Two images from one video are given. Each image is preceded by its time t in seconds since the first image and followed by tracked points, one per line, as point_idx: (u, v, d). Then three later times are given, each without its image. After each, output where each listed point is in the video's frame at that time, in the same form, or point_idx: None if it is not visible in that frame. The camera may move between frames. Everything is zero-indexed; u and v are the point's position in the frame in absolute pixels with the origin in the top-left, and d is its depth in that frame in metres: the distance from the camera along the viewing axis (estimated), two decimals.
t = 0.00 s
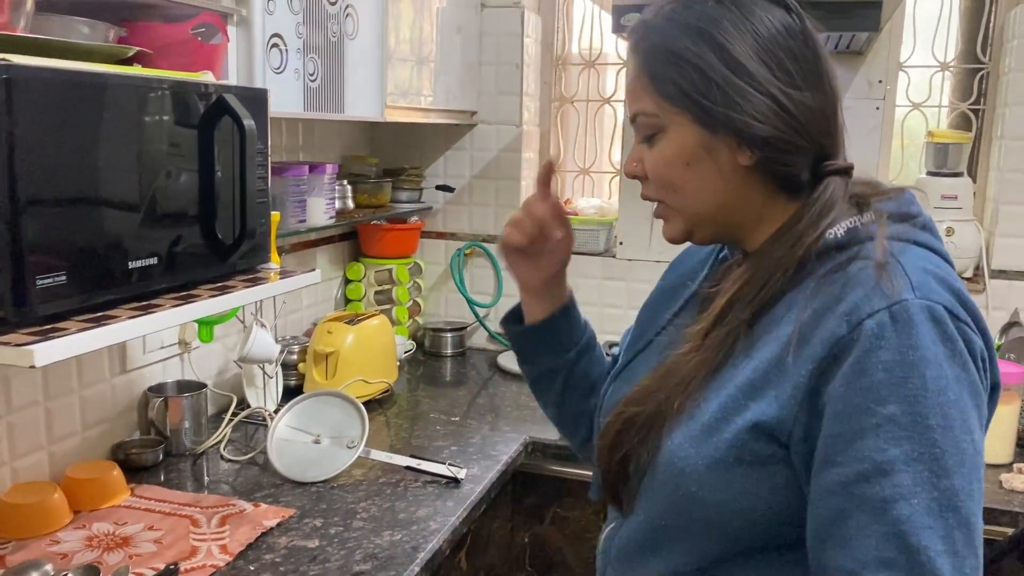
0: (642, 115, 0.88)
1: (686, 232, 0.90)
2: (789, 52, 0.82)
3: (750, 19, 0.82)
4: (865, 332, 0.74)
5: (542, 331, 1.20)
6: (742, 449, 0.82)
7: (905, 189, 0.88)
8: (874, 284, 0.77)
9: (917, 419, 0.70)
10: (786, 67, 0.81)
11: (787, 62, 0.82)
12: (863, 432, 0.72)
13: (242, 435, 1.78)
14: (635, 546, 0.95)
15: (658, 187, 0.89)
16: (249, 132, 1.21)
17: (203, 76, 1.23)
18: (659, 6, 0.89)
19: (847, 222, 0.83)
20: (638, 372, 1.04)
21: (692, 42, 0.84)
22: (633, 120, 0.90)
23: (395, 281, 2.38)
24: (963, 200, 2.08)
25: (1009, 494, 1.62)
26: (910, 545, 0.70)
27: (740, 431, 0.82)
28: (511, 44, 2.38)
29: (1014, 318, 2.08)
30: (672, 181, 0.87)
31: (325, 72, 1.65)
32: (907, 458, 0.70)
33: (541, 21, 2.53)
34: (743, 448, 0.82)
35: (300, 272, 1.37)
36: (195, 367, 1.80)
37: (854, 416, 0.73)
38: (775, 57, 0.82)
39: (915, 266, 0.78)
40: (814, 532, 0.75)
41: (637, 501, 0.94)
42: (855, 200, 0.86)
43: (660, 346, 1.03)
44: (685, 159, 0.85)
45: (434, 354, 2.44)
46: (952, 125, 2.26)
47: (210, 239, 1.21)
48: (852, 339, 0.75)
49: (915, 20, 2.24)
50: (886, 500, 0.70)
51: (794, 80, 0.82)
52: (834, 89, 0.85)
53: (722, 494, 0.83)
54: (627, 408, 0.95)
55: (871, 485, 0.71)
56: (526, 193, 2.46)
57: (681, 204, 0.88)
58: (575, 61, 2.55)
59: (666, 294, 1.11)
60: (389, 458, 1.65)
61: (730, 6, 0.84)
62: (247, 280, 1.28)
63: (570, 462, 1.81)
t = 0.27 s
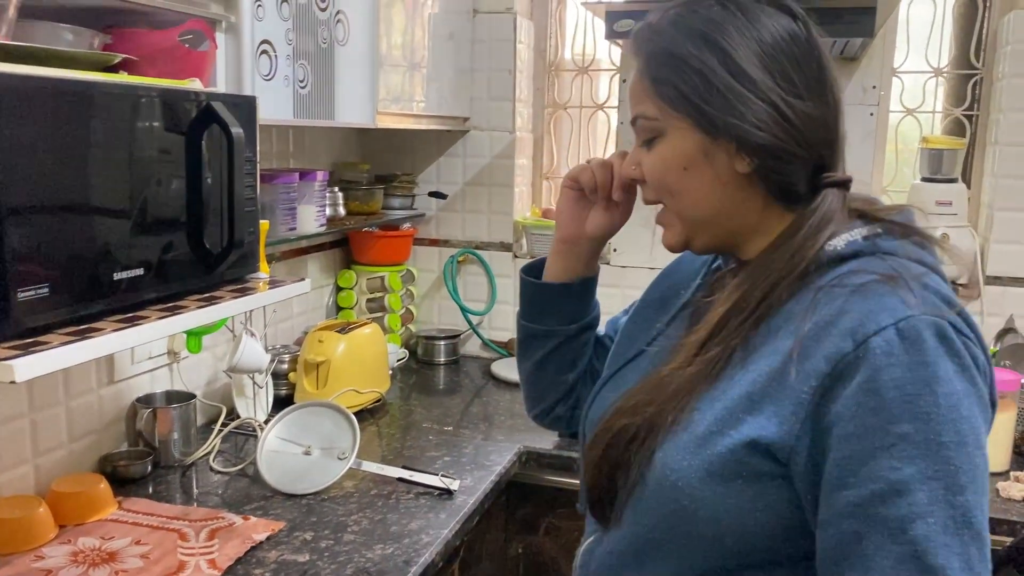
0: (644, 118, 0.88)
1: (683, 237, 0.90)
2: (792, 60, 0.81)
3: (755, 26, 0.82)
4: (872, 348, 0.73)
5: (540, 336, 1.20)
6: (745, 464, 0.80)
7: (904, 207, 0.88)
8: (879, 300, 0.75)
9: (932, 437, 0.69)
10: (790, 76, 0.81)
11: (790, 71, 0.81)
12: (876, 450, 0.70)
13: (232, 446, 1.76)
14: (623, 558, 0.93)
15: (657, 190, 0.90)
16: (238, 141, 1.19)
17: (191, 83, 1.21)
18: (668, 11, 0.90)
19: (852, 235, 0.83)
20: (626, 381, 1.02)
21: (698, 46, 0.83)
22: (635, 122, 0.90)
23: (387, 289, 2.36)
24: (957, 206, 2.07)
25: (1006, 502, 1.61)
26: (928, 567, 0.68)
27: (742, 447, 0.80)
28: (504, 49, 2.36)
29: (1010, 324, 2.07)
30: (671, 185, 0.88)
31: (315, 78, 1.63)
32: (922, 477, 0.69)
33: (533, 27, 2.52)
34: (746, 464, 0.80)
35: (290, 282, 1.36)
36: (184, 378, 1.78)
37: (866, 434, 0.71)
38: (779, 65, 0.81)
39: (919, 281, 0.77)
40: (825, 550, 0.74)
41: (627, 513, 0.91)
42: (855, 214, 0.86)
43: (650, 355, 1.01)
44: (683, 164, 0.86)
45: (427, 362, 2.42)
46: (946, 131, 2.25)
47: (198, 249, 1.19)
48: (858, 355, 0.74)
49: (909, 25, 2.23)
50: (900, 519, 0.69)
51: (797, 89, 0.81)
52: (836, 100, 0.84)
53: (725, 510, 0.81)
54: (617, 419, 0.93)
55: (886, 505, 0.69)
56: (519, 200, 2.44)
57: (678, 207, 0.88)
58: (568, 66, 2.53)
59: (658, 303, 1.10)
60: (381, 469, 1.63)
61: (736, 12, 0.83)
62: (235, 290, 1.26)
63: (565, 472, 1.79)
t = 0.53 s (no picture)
0: (571, 125, 0.87)
1: (605, 242, 0.90)
2: (714, 71, 0.80)
3: (677, 36, 0.80)
4: (786, 340, 0.72)
5: (477, 390, 1.17)
6: (672, 463, 0.78)
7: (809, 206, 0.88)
8: (790, 295, 0.75)
9: (848, 423, 0.70)
10: (713, 88, 0.80)
11: (713, 83, 0.80)
12: (798, 439, 0.70)
13: (228, 460, 1.74)
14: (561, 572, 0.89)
15: (580, 196, 0.89)
16: (235, 154, 1.18)
17: (187, 96, 1.20)
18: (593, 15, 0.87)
19: (763, 236, 0.82)
20: (553, 394, 0.99)
21: (622, 57, 0.81)
22: (561, 128, 0.88)
23: (383, 300, 2.35)
24: (955, 215, 2.07)
25: (1008, 514, 1.60)
26: (853, 549, 0.69)
27: (667, 445, 0.78)
28: (500, 59, 2.35)
29: (1009, 334, 2.06)
30: (596, 193, 0.87)
31: (312, 89, 1.62)
32: (841, 463, 0.69)
33: (529, 36, 2.51)
34: (670, 463, 0.78)
35: (287, 295, 1.34)
36: (179, 391, 1.76)
37: (785, 425, 0.71)
38: (704, 76, 0.80)
39: (825, 276, 0.77)
40: (755, 541, 0.73)
41: (562, 521, 0.88)
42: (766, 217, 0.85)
43: (576, 365, 0.99)
44: (610, 174, 0.85)
45: (424, 373, 2.41)
46: (943, 140, 2.25)
47: (193, 263, 1.18)
48: (773, 350, 0.73)
49: (905, 34, 2.23)
50: (823, 504, 0.69)
51: (718, 102, 0.80)
52: (753, 108, 0.84)
53: (655, 510, 0.79)
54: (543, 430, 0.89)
55: (810, 492, 0.70)
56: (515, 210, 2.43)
57: (602, 214, 0.88)
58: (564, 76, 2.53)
59: (584, 310, 1.08)
60: (378, 484, 1.61)
61: (659, 22, 0.82)
62: (231, 304, 1.24)
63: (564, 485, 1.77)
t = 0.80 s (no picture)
0: (462, 144, 0.84)
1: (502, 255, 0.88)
2: (596, 84, 0.79)
3: (557, 53, 0.79)
4: (687, 322, 0.75)
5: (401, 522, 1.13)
6: (589, 447, 0.78)
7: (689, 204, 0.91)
8: (691, 280, 0.78)
9: (743, 395, 0.72)
10: (597, 102, 0.79)
11: (597, 96, 0.79)
12: (700, 412, 0.72)
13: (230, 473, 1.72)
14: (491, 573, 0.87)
15: (475, 211, 0.86)
16: (241, 168, 1.18)
17: (192, 109, 1.19)
18: (473, 32, 0.85)
19: (655, 234, 0.85)
20: (462, 397, 0.95)
21: (507, 77, 0.79)
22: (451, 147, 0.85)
23: (385, 312, 2.34)
24: (956, 227, 2.08)
25: (1014, 527, 1.60)
26: (751, 510, 0.72)
27: (589, 431, 0.78)
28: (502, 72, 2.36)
29: (1011, 345, 2.06)
30: (492, 209, 0.85)
31: (316, 102, 1.62)
32: (738, 432, 0.72)
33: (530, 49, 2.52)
34: (592, 447, 0.78)
35: (292, 309, 1.34)
36: (181, 406, 1.75)
37: (690, 401, 0.73)
38: (587, 91, 0.79)
39: (717, 267, 0.81)
40: (664, 515, 0.74)
41: (488, 521, 0.85)
42: (652, 216, 0.87)
43: (482, 368, 0.95)
44: (506, 189, 0.83)
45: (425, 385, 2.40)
46: (943, 151, 2.25)
47: (198, 277, 1.17)
48: (677, 333, 0.75)
49: (905, 47, 2.24)
50: (725, 472, 0.71)
51: (603, 116, 0.80)
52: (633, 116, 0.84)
53: (571, 495, 0.78)
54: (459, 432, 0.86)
55: (711, 462, 0.72)
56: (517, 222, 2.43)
57: (497, 228, 0.86)
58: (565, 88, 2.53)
59: (486, 311, 1.03)
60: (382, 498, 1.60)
61: (537, 38, 0.80)
62: (237, 318, 1.24)
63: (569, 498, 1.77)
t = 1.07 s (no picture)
0: (397, 171, 0.90)
1: (444, 272, 0.95)
2: (519, 107, 0.90)
3: (482, 81, 0.88)
4: (638, 314, 0.87)
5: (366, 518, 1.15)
6: (563, 440, 0.88)
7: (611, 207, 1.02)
8: (636, 277, 0.90)
9: (690, 375, 0.84)
10: (521, 124, 0.89)
11: (520, 118, 0.89)
12: (656, 394, 0.84)
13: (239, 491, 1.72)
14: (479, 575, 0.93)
15: (415, 235, 0.93)
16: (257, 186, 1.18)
17: (209, 128, 1.19)
18: (397, 68, 0.93)
19: (589, 237, 0.96)
20: (418, 414, 0.99)
21: (437, 104, 0.87)
22: (387, 175, 0.91)
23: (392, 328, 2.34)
24: (963, 243, 2.08)
25: None
26: (711, 478, 0.83)
27: (562, 424, 0.88)
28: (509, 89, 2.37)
29: (1019, 361, 2.06)
30: (431, 231, 0.91)
31: (328, 120, 1.63)
32: (689, 408, 0.84)
33: (537, 65, 2.53)
34: (567, 438, 0.88)
35: (306, 327, 1.34)
36: (190, 422, 1.75)
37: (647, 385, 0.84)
38: (512, 114, 0.89)
39: (651, 263, 0.94)
40: (635, 494, 0.84)
41: (467, 526, 0.92)
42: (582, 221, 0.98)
43: (431, 381, 1.01)
44: (445, 210, 0.90)
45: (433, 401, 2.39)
46: (949, 168, 2.26)
47: (215, 296, 1.17)
48: (629, 324, 0.87)
49: (911, 64, 2.25)
50: (684, 445, 0.82)
51: (526, 133, 0.90)
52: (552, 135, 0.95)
53: (551, 489, 0.88)
54: (428, 446, 0.93)
55: (671, 438, 0.83)
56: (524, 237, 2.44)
57: (438, 248, 0.92)
58: (570, 104, 2.54)
59: (421, 326, 1.09)
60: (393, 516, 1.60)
61: (461, 68, 0.89)
62: (252, 337, 1.24)
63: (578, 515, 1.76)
